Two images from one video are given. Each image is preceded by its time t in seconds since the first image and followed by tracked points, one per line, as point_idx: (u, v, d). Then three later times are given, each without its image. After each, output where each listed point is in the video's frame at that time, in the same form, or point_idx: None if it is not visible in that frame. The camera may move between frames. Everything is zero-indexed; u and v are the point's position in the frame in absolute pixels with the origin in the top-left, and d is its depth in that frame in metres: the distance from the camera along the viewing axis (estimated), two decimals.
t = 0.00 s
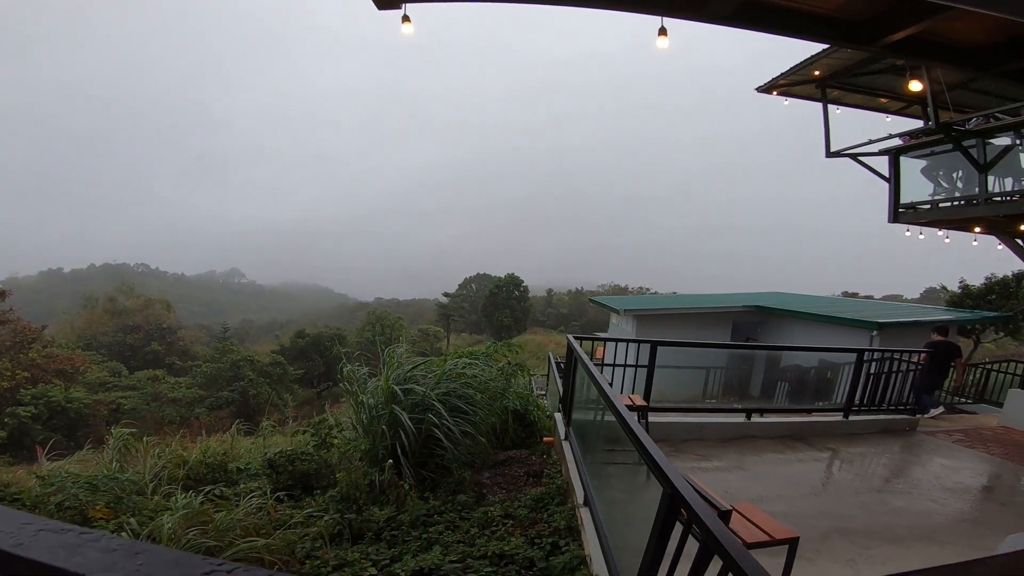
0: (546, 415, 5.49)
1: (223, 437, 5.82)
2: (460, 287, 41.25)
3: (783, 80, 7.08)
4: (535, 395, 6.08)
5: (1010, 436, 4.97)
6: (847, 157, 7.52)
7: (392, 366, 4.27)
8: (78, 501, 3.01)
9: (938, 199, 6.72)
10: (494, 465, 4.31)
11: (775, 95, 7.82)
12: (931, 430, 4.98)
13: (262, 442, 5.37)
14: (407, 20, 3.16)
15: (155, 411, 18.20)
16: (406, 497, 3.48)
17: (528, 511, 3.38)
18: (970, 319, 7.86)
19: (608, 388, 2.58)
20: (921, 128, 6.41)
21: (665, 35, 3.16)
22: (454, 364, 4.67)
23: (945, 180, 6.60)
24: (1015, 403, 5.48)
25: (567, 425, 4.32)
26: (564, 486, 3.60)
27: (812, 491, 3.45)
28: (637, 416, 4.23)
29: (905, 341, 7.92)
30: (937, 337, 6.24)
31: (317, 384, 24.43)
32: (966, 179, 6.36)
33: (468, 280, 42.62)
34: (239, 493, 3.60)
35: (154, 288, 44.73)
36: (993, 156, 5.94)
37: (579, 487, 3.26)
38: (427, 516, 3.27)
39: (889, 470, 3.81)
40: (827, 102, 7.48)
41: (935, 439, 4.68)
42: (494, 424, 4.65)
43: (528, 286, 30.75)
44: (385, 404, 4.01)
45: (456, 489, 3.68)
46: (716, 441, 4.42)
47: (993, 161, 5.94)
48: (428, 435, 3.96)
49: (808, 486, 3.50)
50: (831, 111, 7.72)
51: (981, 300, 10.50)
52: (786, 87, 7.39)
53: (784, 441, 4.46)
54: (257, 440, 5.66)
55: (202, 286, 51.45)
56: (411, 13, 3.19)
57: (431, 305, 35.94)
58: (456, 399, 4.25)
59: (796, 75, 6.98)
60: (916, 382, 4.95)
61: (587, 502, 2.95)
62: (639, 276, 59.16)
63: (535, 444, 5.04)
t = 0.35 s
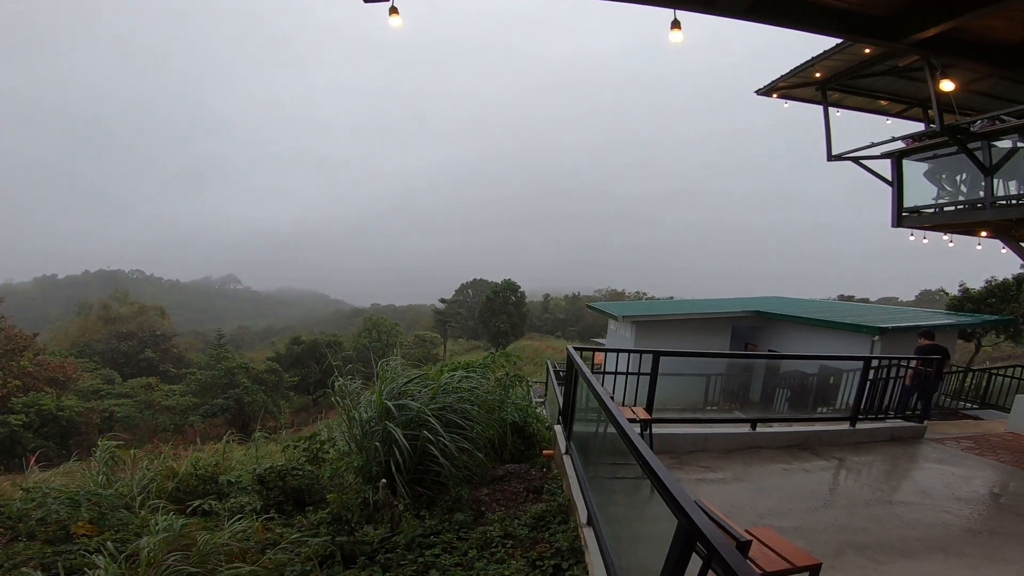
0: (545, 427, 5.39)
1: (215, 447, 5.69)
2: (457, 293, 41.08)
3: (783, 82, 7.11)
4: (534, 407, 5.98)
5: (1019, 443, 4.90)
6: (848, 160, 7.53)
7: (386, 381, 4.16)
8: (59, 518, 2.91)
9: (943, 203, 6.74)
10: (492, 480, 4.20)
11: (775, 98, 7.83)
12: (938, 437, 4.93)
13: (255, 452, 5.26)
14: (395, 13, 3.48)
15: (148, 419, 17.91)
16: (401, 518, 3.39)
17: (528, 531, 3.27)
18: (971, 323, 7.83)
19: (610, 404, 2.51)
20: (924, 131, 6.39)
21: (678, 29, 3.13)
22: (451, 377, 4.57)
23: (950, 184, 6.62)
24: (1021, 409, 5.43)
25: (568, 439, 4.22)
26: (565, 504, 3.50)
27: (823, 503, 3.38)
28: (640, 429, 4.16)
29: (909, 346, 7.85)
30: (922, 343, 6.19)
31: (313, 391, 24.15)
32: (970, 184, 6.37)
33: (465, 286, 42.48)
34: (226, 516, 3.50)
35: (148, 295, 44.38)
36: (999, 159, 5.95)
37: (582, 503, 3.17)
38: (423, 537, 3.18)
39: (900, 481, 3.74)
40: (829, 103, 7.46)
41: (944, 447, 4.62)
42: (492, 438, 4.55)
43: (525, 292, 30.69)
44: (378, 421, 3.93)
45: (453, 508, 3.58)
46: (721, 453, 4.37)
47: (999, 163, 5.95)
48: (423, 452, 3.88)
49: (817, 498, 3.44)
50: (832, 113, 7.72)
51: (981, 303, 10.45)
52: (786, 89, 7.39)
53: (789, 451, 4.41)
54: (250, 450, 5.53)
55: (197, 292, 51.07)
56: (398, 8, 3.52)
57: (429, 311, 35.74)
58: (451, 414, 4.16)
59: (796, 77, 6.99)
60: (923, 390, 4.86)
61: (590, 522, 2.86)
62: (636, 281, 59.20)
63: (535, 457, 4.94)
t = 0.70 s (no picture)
0: (543, 434, 5.36)
1: (210, 451, 5.64)
2: (455, 296, 40.99)
3: (782, 83, 7.11)
4: (532, 413, 5.94)
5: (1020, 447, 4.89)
6: (849, 162, 7.51)
7: (379, 389, 4.11)
8: (48, 526, 2.87)
9: (944, 206, 6.72)
10: (489, 489, 4.16)
11: (775, 99, 7.84)
12: (940, 442, 4.91)
13: (250, 456, 5.21)
14: (380, 8, 3.31)
15: (143, 422, 17.76)
16: (395, 530, 3.35)
17: (524, 542, 3.24)
18: (971, 325, 7.82)
19: (609, 416, 2.47)
20: (926, 132, 6.36)
21: (682, 25, 3.12)
22: (446, 385, 4.53)
23: (950, 186, 6.62)
24: (1023, 412, 5.43)
25: (566, 446, 4.18)
26: (563, 513, 3.46)
27: (824, 510, 3.34)
28: (639, 436, 4.13)
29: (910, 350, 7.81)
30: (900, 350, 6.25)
31: (311, 394, 24.01)
32: (973, 186, 6.35)
33: (463, 288, 42.40)
34: (217, 529, 3.44)
35: (145, 298, 44.15)
36: (1002, 160, 5.94)
37: (580, 513, 3.13)
38: (417, 549, 3.13)
39: (903, 487, 3.71)
40: (828, 105, 7.46)
41: (946, 452, 4.61)
42: (488, 446, 4.52)
43: (523, 294, 30.63)
44: (371, 430, 3.88)
45: (448, 519, 3.54)
46: (722, 460, 4.34)
47: (1002, 165, 5.94)
48: (418, 461, 3.84)
49: (821, 507, 3.38)
50: (832, 114, 7.72)
51: (981, 305, 10.45)
52: (786, 90, 7.40)
53: (790, 457, 4.39)
54: (245, 454, 5.49)
55: (194, 294, 50.87)
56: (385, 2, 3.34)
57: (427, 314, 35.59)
58: (446, 422, 4.12)
59: (796, 78, 7.00)
60: (922, 395, 4.84)
61: (588, 533, 2.82)
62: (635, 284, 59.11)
63: (532, 465, 4.90)
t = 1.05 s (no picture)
0: (538, 445, 5.29)
1: (201, 459, 5.54)
2: (452, 305, 41.00)
3: (779, 93, 7.17)
4: (527, 424, 5.88)
5: (1020, 456, 4.87)
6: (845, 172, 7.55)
7: (371, 401, 4.05)
8: (32, 535, 2.81)
9: (941, 215, 6.76)
10: (483, 502, 4.10)
11: (771, 109, 7.90)
12: (940, 452, 4.87)
13: (243, 465, 5.13)
14: (368, 13, 3.26)
15: (136, 430, 17.55)
16: (387, 545, 3.29)
17: (519, 557, 3.18)
18: (967, 335, 7.83)
19: (605, 430, 2.44)
20: (923, 141, 6.41)
21: (680, 31, 3.10)
22: (440, 397, 4.47)
23: (948, 196, 6.66)
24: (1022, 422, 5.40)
25: (562, 459, 4.13)
26: (558, 528, 3.40)
27: (823, 522, 3.30)
28: (636, 448, 4.08)
29: (908, 360, 7.80)
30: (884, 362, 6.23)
31: (306, 402, 23.84)
32: (969, 195, 6.41)
33: (460, 297, 42.39)
34: (204, 543, 3.37)
35: (141, 305, 43.90)
36: (999, 169, 6.01)
37: (575, 528, 3.07)
38: (409, 563, 3.08)
39: (903, 497, 3.68)
40: (825, 115, 7.51)
41: (946, 462, 4.57)
42: (483, 458, 4.46)
43: (520, 304, 30.62)
44: (363, 444, 3.83)
45: (441, 533, 3.48)
46: (720, 471, 4.29)
47: (998, 174, 6.02)
48: (410, 475, 3.78)
49: (819, 518, 3.35)
50: (829, 124, 7.77)
51: (977, 314, 10.49)
52: (783, 100, 7.46)
53: (789, 468, 4.34)
54: (237, 462, 5.39)
55: (190, 301, 50.68)
56: (373, 6, 3.29)
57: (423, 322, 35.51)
58: (440, 435, 4.05)
59: (793, 89, 7.05)
60: (922, 405, 4.81)
61: (584, 549, 2.77)
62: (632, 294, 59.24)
63: (527, 477, 4.83)
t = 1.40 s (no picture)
0: (528, 454, 5.23)
1: (186, 468, 5.42)
2: (443, 313, 40.91)
3: (767, 101, 7.30)
4: (517, 433, 5.82)
5: (1008, 461, 4.93)
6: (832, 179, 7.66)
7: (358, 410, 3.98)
8: (9, 542, 2.73)
9: (926, 222, 6.88)
10: (472, 511, 4.04)
11: (760, 116, 8.02)
12: (928, 458, 4.91)
13: (228, 473, 5.01)
14: (355, 16, 3.26)
15: (120, 437, 17.13)
16: (374, 556, 3.22)
17: (509, 567, 3.13)
18: (952, 342, 7.95)
19: (595, 438, 2.43)
20: (907, 149, 6.53)
21: (670, 35, 3.13)
22: (429, 405, 4.41)
23: (933, 204, 6.78)
24: (1008, 428, 5.46)
25: (551, 468, 4.09)
26: (548, 537, 3.35)
27: (813, 529, 3.28)
28: (626, 456, 4.05)
29: (894, 366, 7.90)
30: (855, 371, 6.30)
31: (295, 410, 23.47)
32: (954, 203, 6.53)
33: (450, 305, 42.31)
34: (185, 554, 3.29)
35: (125, 311, 43.06)
36: (983, 177, 6.09)
37: (565, 538, 3.03)
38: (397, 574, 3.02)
39: (892, 503, 3.68)
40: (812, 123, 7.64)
41: (934, 467, 4.61)
42: (472, 467, 4.40)
43: (511, 312, 30.63)
44: (350, 452, 3.75)
45: (429, 543, 3.41)
46: (710, 479, 4.28)
47: (983, 181, 6.09)
48: (399, 484, 3.71)
49: (809, 526, 3.34)
50: (816, 132, 7.90)
51: (962, 321, 10.67)
52: (770, 107, 7.59)
53: (779, 475, 4.35)
54: (223, 471, 5.27)
55: (177, 308, 49.87)
56: (359, 10, 3.30)
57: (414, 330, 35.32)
58: (428, 444, 3.99)
59: (780, 96, 7.18)
60: (909, 410, 4.85)
61: (574, 559, 2.71)
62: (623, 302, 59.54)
63: (518, 486, 4.76)
